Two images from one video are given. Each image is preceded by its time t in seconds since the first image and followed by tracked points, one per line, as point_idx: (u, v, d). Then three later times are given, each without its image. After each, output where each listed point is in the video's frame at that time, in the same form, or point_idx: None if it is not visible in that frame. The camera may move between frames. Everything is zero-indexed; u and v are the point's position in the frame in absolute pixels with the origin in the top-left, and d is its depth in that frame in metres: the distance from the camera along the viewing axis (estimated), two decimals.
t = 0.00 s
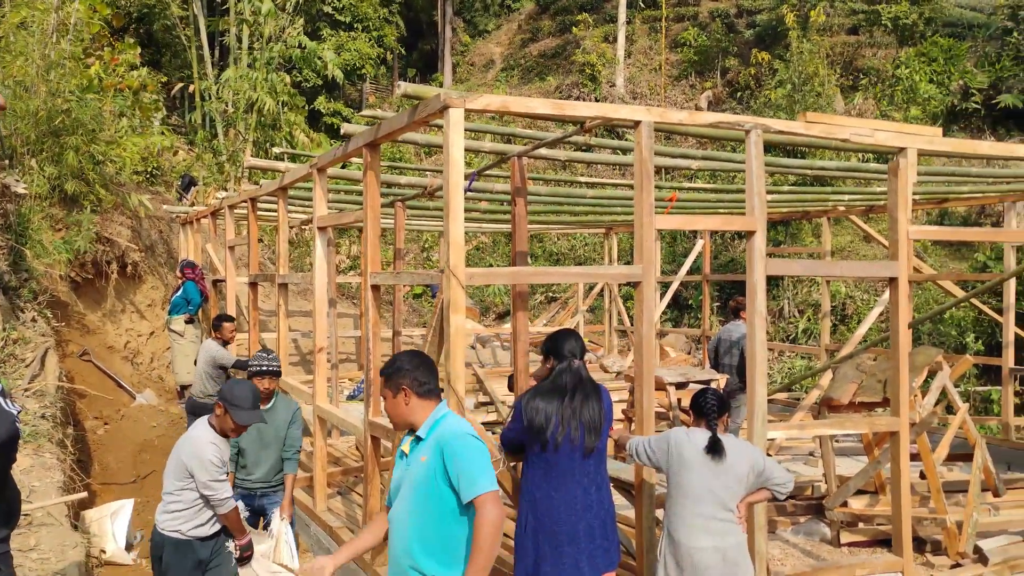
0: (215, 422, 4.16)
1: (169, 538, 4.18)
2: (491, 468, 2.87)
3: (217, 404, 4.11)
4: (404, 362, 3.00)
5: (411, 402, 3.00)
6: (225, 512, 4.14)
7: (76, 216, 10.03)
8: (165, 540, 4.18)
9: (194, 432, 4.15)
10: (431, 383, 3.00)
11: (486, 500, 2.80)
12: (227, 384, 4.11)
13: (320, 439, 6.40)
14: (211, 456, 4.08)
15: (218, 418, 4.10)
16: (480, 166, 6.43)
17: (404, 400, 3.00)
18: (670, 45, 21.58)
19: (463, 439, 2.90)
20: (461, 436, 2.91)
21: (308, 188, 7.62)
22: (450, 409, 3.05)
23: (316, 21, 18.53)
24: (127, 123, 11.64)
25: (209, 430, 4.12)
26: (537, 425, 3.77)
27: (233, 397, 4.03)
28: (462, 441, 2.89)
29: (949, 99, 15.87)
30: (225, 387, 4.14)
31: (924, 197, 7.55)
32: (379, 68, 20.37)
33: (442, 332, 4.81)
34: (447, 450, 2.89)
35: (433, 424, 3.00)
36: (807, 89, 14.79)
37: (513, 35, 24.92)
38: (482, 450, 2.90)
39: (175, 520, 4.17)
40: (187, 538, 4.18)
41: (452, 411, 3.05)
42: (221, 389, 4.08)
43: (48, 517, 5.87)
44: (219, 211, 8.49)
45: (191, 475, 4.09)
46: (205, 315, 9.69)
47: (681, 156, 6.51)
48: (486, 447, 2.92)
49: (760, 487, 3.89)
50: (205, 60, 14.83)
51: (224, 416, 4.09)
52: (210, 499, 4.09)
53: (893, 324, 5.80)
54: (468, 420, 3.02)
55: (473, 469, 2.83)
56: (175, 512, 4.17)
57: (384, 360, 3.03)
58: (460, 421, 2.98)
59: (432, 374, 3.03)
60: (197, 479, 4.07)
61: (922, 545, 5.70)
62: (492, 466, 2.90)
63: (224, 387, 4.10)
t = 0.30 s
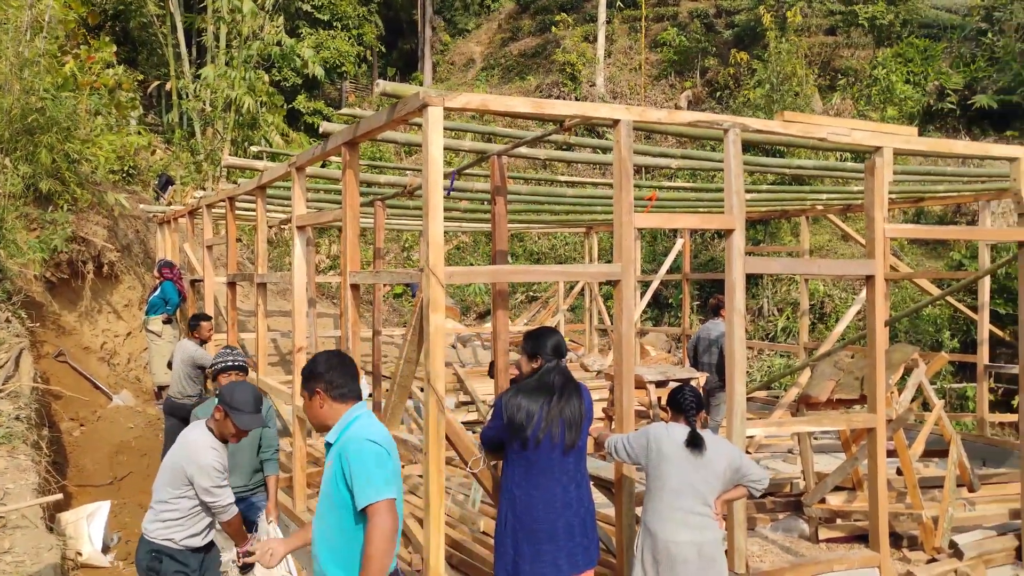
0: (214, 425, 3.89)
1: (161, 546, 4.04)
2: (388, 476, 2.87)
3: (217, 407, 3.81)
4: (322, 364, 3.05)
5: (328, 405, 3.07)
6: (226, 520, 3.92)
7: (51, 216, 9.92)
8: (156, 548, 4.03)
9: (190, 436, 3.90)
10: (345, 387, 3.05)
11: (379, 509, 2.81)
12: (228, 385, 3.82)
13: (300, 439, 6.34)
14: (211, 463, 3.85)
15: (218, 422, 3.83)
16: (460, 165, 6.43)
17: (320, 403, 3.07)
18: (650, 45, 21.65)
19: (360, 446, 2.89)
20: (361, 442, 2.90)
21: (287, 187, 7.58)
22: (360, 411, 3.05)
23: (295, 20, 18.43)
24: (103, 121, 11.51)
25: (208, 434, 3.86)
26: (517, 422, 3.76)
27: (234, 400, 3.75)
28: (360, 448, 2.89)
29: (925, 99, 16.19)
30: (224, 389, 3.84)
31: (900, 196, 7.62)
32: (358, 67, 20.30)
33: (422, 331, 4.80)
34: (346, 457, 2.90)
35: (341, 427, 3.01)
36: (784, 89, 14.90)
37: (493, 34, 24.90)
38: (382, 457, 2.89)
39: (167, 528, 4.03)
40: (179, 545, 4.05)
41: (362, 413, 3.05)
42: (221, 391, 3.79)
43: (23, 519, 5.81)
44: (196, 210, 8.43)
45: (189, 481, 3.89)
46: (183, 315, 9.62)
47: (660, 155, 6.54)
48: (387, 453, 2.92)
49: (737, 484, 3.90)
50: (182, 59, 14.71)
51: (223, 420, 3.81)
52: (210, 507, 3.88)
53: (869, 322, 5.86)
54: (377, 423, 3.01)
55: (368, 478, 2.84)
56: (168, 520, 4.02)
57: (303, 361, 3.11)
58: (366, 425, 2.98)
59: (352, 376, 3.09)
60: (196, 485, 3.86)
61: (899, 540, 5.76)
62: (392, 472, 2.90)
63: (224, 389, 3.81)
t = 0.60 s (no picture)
0: (213, 428, 3.49)
1: (148, 558, 3.59)
2: (267, 493, 2.79)
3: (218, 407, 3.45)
4: (254, 366, 2.99)
5: (254, 408, 3.02)
6: (220, 530, 3.54)
7: (28, 215, 9.80)
8: (144, 561, 3.59)
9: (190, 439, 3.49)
10: (272, 391, 3.00)
11: (245, 524, 2.76)
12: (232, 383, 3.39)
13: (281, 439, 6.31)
14: (211, 468, 3.45)
15: (218, 424, 3.46)
16: (442, 163, 6.42)
17: (246, 405, 3.02)
18: (631, 45, 21.72)
19: (249, 454, 2.83)
20: (251, 450, 2.84)
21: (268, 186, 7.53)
22: (276, 414, 2.97)
23: (276, 18, 18.33)
24: (82, 119, 11.39)
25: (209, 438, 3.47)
26: (501, 422, 3.74)
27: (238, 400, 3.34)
28: (247, 457, 2.83)
29: (905, 99, 16.53)
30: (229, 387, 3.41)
31: (879, 195, 7.69)
32: (340, 65, 20.22)
33: (404, 330, 4.78)
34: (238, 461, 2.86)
35: (257, 426, 2.97)
36: (765, 88, 15.03)
37: (475, 33, 24.88)
38: (266, 469, 2.81)
39: (158, 537, 3.60)
40: (170, 558, 3.61)
41: (278, 416, 2.97)
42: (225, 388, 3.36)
43: None
44: (176, 209, 8.36)
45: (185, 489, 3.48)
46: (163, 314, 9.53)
47: (642, 154, 6.57)
48: (276, 465, 2.83)
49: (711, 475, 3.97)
50: (161, 56, 14.59)
51: (224, 423, 3.46)
52: (205, 516, 3.50)
53: (849, 320, 5.90)
54: (285, 431, 2.91)
55: (245, 489, 2.79)
56: (159, 529, 3.59)
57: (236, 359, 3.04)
58: (269, 431, 2.90)
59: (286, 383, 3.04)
60: (191, 493, 3.47)
61: (878, 536, 5.81)
62: (274, 487, 2.81)
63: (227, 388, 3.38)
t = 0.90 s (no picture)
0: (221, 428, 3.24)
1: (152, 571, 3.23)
2: (222, 492, 2.73)
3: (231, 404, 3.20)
4: (224, 361, 2.98)
5: (219, 404, 2.98)
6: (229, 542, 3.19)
7: (6, 213, 9.70)
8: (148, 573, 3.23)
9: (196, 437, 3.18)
10: (239, 389, 2.97)
11: (197, 524, 2.68)
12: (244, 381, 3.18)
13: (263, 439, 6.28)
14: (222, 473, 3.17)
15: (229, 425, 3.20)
16: (426, 162, 6.40)
17: (211, 400, 3.00)
18: (615, 44, 21.77)
19: (206, 451, 2.77)
20: (208, 447, 2.78)
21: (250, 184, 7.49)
22: (238, 413, 2.93)
23: (258, 15, 18.22)
24: (62, 116, 11.28)
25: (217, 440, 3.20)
26: (484, 421, 3.74)
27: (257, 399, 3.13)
28: (205, 454, 2.76)
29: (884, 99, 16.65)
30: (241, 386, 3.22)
31: (860, 194, 7.75)
32: (323, 64, 20.14)
33: (387, 328, 4.77)
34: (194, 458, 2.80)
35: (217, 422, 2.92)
36: (747, 88, 15.14)
37: (458, 32, 24.84)
38: (224, 468, 2.75)
39: (160, 549, 3.22)
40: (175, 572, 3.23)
41: (240, 415, 2.92)
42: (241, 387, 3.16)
43: None
44: (157, 207, 8.30)
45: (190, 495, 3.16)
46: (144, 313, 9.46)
47: (626, 154, 6.59)
48: (234, 465, 2.78)
49: (685, 464, 4.03)
50: (141, 53, 14.46)
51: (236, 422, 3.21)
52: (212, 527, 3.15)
53: (831, 318, 5.94)
54: (245, 431, 2.87)
55: (201, 487, 2.72)
56: (160, 539, 3.20)
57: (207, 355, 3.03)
58: (229, 429, 2.85)
59: (258, 383, 3.03)
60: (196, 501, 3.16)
61: (859, 533, 5.85)
62: (230, 487, 2.75)
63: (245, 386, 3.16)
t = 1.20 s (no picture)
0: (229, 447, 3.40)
1: None
2: (201, 498, 2.62)
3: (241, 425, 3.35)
4: (201, 362, 2.88)
5: (193, 406, 2.89)
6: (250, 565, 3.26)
7: None
8: None
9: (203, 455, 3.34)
10: (214, 391, 2.88)
11: (176, 531, 2.57)
12: (251, 403, 3.35)
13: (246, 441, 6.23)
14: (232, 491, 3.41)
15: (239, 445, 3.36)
16: (410, 162, 6.38)
17: (187, 401, 2.90)
18: (600, 45, 21.78)
19: (182, 456, 2.66)
20: (184, 452, 2.67)
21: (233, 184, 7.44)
22: (211, 417, 2.83)
23: (241, 14, 18.11)
24: (42, 115, 11.17)
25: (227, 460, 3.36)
26: (468, 421, 3.74)
27: (270, 420, 3.32)
28: (181, 459, 2.65)
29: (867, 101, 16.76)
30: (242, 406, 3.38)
31: (843, 195, 7.79)
32: (307, 63, 20.05)
33: (371, 329, 4.74)
34: (168, 463, 2.68)
35: (190, 426, 2.81)
36: (731, 89, 15.20)
37: (443, 32, 24.80)
38: (201, 473, 2.64)
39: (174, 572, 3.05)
40: None
41: (213, 419, 2.82)
42: (249, 410, 3.33)
43: None
44: (138, 207, 8.23)
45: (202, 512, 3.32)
46: (125, 314, 9.37)
47: (610, 154, 6.60)
48: (212, 470, 2.67)
49: (671, 463, 4.03)
50: (123, 51, 14.34)
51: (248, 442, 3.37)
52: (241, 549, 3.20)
53: (814, 319, 5.97)
54: (221, 435, 2.76)
55: (178, 493, 2.61)
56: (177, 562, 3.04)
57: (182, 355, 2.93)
58: (203, 433, 2.74)
59: (235, 386, 2.95)
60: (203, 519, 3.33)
61: (842, 532, 5.87)
62: (209, 492, 2.65)
63: (253, 407, 3.33)
